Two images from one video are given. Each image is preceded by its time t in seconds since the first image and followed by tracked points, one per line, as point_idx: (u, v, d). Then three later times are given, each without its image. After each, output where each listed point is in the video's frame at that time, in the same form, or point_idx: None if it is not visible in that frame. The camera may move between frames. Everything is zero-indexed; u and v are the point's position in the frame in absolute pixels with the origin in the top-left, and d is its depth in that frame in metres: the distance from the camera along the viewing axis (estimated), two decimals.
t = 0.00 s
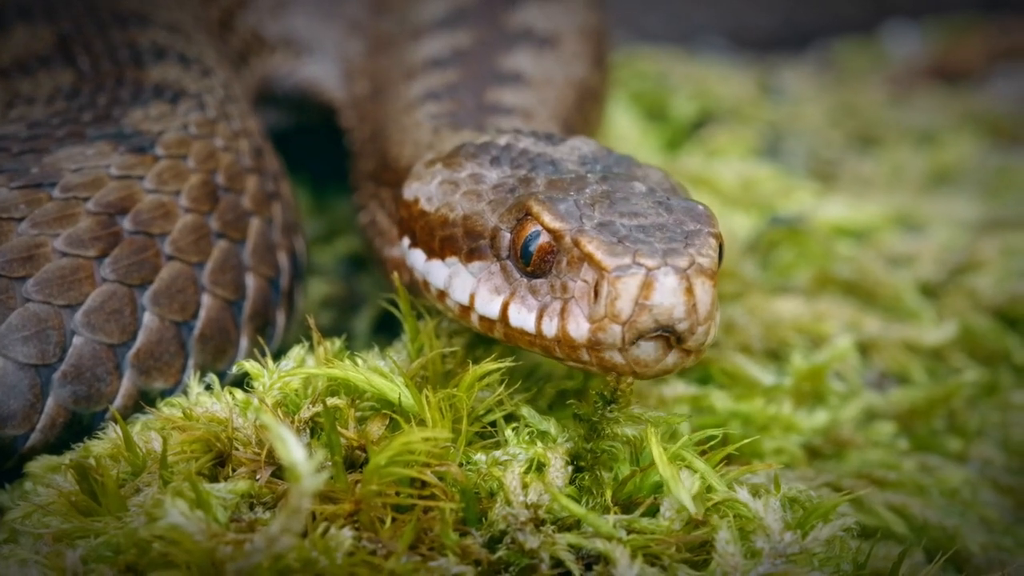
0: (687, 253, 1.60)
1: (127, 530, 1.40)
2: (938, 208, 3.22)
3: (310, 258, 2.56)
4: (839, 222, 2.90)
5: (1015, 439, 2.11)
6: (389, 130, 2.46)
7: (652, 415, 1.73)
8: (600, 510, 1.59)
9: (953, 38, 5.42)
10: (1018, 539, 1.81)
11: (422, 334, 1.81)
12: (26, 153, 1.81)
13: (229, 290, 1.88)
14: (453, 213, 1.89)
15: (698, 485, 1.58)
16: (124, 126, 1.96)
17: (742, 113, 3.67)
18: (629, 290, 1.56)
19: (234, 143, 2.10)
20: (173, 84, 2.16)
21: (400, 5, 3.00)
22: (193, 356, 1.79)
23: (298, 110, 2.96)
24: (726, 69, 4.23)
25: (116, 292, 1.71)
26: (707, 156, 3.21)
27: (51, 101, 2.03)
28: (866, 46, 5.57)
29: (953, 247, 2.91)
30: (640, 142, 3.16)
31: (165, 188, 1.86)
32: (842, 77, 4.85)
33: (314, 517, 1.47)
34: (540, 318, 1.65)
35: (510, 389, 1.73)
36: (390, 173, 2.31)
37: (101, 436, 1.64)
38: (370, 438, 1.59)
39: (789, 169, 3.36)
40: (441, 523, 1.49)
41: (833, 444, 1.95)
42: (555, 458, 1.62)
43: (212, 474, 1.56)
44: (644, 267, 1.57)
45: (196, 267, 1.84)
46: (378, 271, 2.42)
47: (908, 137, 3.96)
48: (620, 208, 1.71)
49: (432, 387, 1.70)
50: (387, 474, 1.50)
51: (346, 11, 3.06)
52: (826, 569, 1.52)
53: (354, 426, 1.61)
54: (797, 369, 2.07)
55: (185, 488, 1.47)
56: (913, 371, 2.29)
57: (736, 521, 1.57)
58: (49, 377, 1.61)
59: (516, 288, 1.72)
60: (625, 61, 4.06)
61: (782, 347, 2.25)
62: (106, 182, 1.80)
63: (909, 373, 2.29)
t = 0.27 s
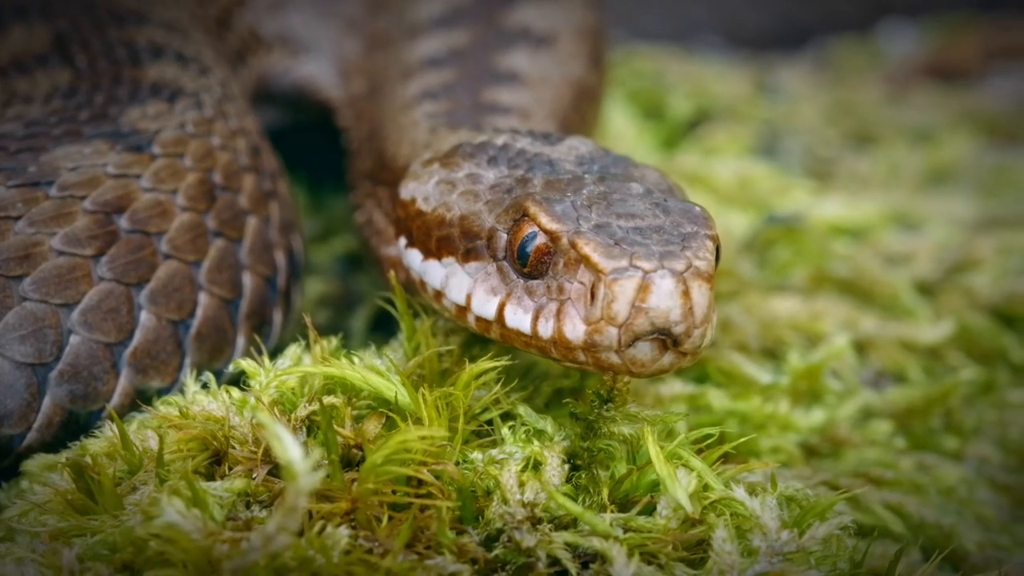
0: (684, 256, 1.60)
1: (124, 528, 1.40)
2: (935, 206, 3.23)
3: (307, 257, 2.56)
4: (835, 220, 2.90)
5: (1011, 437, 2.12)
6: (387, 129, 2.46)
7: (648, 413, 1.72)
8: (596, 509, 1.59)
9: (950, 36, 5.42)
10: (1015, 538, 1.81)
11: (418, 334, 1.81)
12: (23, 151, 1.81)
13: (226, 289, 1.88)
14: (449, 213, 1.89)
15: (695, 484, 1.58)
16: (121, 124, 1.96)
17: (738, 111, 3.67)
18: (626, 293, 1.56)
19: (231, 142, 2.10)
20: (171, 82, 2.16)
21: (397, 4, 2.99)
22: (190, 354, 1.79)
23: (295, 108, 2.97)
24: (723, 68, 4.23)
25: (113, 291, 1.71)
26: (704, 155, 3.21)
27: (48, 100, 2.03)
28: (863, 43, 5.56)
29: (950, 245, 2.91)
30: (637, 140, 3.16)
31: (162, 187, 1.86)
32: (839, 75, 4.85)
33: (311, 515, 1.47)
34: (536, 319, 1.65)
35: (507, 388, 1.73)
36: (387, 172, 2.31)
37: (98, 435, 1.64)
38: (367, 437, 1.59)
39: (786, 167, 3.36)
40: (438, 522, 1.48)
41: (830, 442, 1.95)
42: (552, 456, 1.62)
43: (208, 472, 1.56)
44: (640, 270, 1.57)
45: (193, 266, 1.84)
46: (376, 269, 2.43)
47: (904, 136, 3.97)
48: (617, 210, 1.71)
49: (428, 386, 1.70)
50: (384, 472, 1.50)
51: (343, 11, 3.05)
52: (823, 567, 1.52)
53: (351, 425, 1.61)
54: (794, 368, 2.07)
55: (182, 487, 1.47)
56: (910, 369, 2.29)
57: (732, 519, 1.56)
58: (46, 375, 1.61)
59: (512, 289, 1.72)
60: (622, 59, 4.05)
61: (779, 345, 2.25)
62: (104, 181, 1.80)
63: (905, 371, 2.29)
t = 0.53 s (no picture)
0: (682, 254, 1.60)
1: (120, 527, 1.40)
2: (931, 204, 3.23)
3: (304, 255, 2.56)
4: (831, 218, 2.90)
5: (1008, 435, 2.12)
6: (383, 128, 2.47)
7: (644, 411, 1.73)
8: (592, 507, 1.59)
9: (946, 34, 5.42)
10: (1012, 536, 1.81)
11: (414, 332, 1.81)
12: (19, 151, 1.81)
13: (222, 288, 1.88)
14: (447, 211, 1.89)
15: (691, 483, 1.59)
16: (118, 124, 1.96)
17: (734, 109, 3.67)
18: (623, 291, 1.56)
19: (228, 141, 2.10)
20: (167, 82, 2.16)
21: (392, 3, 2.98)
22: (186, 353, 1.79)
23: (291, 107, 2.98)
24: (720, 66, 4.22)
25: (109, 290, 1.71)
26: (700, 153, 3.21)
27: (45, 99, 2.02)
28: (860, 42, 5.56)
29: (946, 243, 2.91)
30: (633, 139, 3.17)
31: (159, 186, 1.86)
32: (836, 73, 4.84)
33: (307, 514, 1.47)
34: (534, 318, 1.65)
35: (503, 386, 1.73)
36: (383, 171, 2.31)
37: (94, 433, 1.64)
38: (363, 435, 1.59)
39: (783, 166, 3.36)
40: (434, 520, 1.48)
41: (826, 441, 1.95)
42: (548, 455, 1.63)
43: (204, 471, 1.56)
44: (638, 268, 1.57)
45: (189, 265, 1.84)
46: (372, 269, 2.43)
47: (901, 134, 3.97)
48: (615, 208, 1.71)
49: (424, 384, 1.70)
50: (380, 471, 1.50)
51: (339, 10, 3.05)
52: (818, 565, 1.53)
53: (347, 423, 1.60)
54: (790, 366, 2.07)
55: (178, 485, 1.47)
56: (906, 367, 2.29)
57: (729, 518, 1.56)
58: (42, 374, 1.61)
59: (510, 287, 1.72)
60: (618, 58, 4.05)
61: (775, 344, 2.25)
62: (100, 180, 1.80)
63: (902, 369, 2.29)
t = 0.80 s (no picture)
0: (677, 250, 1.60)
1: (116, 525, 1.40)
2: (928, 202, 3.23)
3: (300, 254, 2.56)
4: (827, 216, 2.89)
5: (1004, 434, 2.11)
6: (379, 126, 2.47)
7: (638, 407, 1.73)
8: (588, 506, 1.59)
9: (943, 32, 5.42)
10: (1008, 534, 1.81)
11: (411, 330, 1.81)
12: (15, 150, 1.81)
13: (218, 286, 1.88)
14: (442, 207, 1.89)
15: (687, 481, 1.59)
16: (114, 123, 1.96)
17: (730, 108, 3.67)
18: (618, 287, 1.56)
19: (223, 139, 2.10)
20: (163, 81, 2.16)
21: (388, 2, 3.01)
22: (182, 351, 1.78)
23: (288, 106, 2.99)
24: (716, 64, 4.22)
25: (104, 288, 1.71)
26: (696, 151, 3.20)
27: (41, 98, 2.02)
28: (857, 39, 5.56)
29: (943, 241, 2.91)
30: (629, 137, 3.16)
31: (155, 185, 1.86)
32: (833, 72, 4.84)
33: (303, 513, 1.47)
34: (529, 314, 1.65)
35: (499, 384, 1.73)
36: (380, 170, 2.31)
37: (90, 432, 1.63)
38: (359, 434, 1.59)
39: (780, 164, 3.36)
40: (430, 519, 1.49)
41: (822, 440, 1.95)
42: (544, 453, 1.62)
43: (200, 469, 1.56)
44: (633, 264, 1.57)
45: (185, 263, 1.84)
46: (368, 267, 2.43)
47: (897, 132, 3.97)
48: (610, 204, 1.71)
49: (420, 382, 1.70)
50: (376, 469, 1.50)
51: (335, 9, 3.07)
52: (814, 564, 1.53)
53: (343, 422, 1.61)
54: (786, 364, 2.08)
55: (174, 483, 1.46)
56: (902, 365, 2.29)
57: (725, 516, 1.56)
58: (37, 373, 1.61)
59: (505, 283, 1.71)
60: (615, 56, 4.05)
61: (772, 342, 2.25)
62: (96, 179, 1.80)
63: (898, 367, 2.29)
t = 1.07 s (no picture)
0: (646, 244, 1.60)
1: (114, 523, 1.40)
2: (925, 200, 3.23)
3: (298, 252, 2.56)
4: (825, 214, 2.88)
5: (1002, 432, 2.12)
6: (374, 127, 2.46)
7: (637, 405, 1.73)
8: (586, 504, 1.59)
9: (941, 31, 5.42)
10: (1006, 533, 1.81)
11: (408, 329, 1.82)
12: (14, 150, 1.81)
13: (216, 285, 1.88)
14: (413, 200, 1.89)
15: (685, 479, 1.59)
16: (112, 123, 1.96)
17: (728, 107, 3.67)
18: (587, 281, 1.56)
19: (222, 139, 2.10)
20: (161, 80, 2.16)
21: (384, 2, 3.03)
22: (180, 350, 1.78)
23: (283, 106, 2.96)
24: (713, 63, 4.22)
25: (102, 287, 1.71)
26: (694, 149, 3.20)
27: (39, 98, 2.02)
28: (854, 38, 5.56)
29: (940, 240, 2.91)
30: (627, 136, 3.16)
31: (153, 184, 1.86)
32: (831, 70, 4.84)
33: (301, 511, 1.47)
34: (498, 307, 1.65)
35: (497, 382, 1.73)
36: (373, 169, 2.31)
37: (88, 430, 1.63)
38: (357, 432, 1.59)
39: (777, 163, 3.36)
40: (428, 517, 1.48)
41: (820, 438, 1.95)
42: (542, 452, 1.63)
43: (199, 468, 1.56)
44: (602, 258, 1.57)
45: (183, 262, 1.84)
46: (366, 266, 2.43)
47: (895, 130, 3.97)
48: (580, 197, 1.71)
49: (418, 381, 1.70)
50: (374, 467, 1.49)
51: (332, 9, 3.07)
52: (812, 563, 1.53)
53: (341, 420, 1.60)
54: (784, 363, 2.08)
55: (171, 482, 1.46)
56: (900, 364, 2.29)
57: (723, 515, 1.56)
58: (35, 371, 1.61)
59: (475, 277, 1.72)
60: (613, 55, 4.05)
61: (770, 340, 2.25)
62: (94, 179, 1.80)
63: (895, 366, 2.29)
